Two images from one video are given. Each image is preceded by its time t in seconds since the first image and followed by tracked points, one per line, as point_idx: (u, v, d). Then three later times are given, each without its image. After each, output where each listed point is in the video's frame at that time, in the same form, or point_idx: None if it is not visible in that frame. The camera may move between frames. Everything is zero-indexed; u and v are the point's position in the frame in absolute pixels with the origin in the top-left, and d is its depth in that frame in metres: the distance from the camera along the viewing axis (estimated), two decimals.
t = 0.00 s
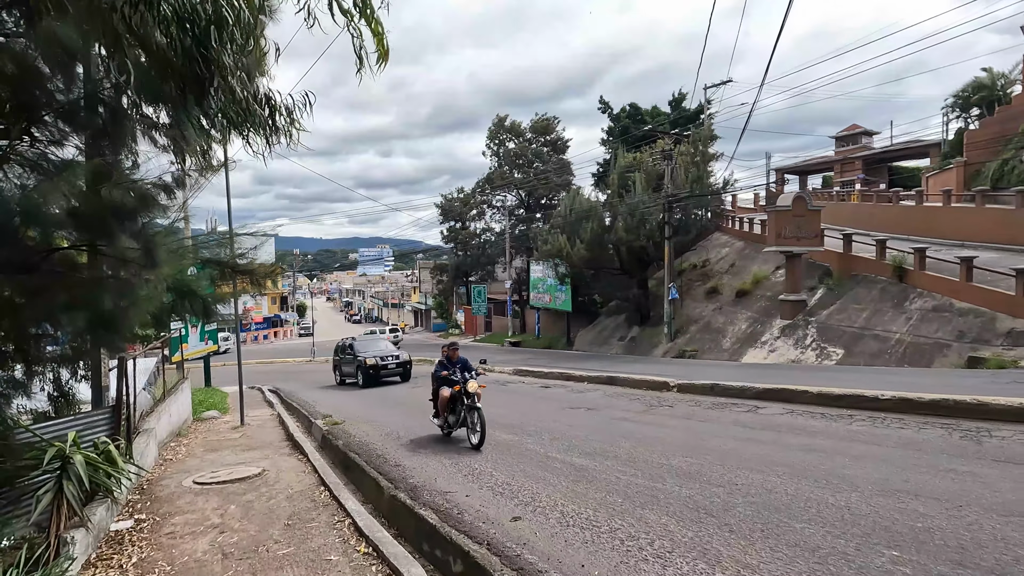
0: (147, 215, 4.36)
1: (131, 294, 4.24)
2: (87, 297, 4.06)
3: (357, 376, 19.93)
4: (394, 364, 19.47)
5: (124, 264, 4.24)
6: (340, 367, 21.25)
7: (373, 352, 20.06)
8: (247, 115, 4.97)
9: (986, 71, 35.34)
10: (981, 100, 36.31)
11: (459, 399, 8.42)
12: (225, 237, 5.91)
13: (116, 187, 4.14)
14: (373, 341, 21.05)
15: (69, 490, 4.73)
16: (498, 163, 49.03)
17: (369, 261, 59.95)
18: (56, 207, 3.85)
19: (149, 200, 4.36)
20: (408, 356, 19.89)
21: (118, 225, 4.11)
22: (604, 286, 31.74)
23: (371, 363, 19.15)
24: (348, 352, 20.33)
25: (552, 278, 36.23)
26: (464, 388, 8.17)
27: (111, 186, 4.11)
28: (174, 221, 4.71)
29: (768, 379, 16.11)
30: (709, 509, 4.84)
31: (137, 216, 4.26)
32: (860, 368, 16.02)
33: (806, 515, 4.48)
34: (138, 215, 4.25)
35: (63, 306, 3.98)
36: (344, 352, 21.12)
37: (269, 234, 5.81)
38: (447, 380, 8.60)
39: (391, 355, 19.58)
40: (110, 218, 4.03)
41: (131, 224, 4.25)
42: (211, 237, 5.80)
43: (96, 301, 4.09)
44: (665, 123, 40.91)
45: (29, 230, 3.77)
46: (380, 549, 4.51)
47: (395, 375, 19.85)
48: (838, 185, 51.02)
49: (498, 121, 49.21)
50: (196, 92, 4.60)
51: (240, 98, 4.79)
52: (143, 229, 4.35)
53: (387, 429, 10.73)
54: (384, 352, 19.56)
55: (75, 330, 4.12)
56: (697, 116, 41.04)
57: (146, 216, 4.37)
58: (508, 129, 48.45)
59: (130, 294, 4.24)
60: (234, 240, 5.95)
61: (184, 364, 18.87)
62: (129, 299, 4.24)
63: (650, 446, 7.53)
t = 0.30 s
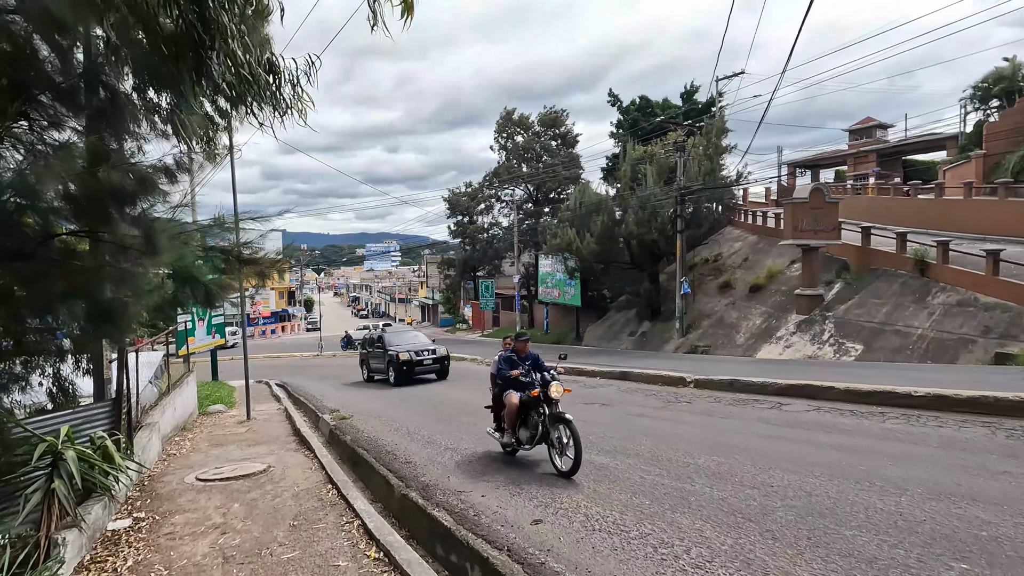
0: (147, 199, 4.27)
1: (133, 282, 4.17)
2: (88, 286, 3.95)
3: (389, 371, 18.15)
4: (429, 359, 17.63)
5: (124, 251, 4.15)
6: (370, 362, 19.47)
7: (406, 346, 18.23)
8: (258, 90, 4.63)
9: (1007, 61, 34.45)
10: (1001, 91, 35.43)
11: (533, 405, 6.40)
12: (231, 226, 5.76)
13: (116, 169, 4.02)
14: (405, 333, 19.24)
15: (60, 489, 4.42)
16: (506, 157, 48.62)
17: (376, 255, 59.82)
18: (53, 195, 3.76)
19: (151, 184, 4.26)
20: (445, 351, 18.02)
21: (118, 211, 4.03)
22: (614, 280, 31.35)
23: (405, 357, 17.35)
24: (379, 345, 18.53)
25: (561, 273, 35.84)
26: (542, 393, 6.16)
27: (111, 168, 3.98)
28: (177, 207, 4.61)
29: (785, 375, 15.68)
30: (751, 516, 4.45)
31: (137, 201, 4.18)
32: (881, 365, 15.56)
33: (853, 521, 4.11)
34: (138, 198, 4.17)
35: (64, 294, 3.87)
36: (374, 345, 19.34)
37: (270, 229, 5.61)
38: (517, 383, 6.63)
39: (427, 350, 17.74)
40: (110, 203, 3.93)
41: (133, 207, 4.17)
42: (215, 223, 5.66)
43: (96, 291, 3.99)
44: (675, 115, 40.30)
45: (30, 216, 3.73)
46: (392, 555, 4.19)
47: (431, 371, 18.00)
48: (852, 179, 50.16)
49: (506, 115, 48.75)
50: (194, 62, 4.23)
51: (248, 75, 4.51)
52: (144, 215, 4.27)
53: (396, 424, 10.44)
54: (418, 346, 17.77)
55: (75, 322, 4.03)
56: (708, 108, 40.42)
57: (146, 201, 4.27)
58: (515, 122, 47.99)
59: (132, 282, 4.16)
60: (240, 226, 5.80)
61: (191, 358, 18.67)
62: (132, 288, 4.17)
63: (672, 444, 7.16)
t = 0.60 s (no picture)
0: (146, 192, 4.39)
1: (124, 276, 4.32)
2: (82, 284, 4.23)
3: (424, 375, 15.44)
4: (474, 362, 14.90)
5: (119, 246, 4.31)
6: (400, 364, 16.79)
7: (445, 345, 15.52)
8: (257, 69, 4.73)
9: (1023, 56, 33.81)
10: (1017, 87, 34.77)
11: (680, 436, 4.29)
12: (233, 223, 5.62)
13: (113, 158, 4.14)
14: (442, 331, 16.53)
15: (46, 501, 4.07)
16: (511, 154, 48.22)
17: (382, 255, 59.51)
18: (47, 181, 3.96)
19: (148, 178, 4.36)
20: (491, 352, 15.29)
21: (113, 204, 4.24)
22: (622, 279, 30.97)
23: (445, 359, 14.64)
24: (413, 344, 15.84)
25: (568, 271, 35.43)
26: (706, 417, 4.08)
27: (108, 158, 4.12)
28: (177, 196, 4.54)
29: (802, 376, 15.27)
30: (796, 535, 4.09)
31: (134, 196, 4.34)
32: (899, 365, 15.14)
33: (906, 541, 3.76)
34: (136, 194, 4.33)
35: (61, 292, 4.21)
36: (405, 344, 16.68)
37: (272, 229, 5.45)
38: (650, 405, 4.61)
39: (471, 350, 15.02)
40: (100, 193, 4.12)
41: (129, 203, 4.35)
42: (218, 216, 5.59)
43: (91, 286, 4.24)
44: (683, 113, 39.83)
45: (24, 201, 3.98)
46: None
47: (475, 376, 15.27)
48: (862, 176, 49.52)
49: (511, 112, 48.34)
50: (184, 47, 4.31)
51: (251, 52, 4.61)
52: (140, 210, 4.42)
53: (402, 426, 10.10)
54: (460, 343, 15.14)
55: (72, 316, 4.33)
56: (717, 105, 39.91)
57: (144, 194, 4.38)
58: (521, 120, 47.57)
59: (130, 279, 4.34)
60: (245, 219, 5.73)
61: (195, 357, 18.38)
62: (123, 278, 4.31)
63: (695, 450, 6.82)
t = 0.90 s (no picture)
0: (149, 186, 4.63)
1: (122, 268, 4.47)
2: (76, 280, 4.32)
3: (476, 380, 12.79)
4: (539, 366, 12.17)
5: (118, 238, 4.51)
6: (444, 365, 14.10)
7: (503, 344, 12.78)
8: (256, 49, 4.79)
9: None
10: None
11: None
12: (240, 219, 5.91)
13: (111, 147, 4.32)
14: (495, 325, 13.77)
15: (36, 514, 3.77)
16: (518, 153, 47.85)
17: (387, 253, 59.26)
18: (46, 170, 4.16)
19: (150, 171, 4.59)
20: (558, 353, 12.55)
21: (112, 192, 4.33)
22: (631, 278, 30.59)
23: (504, 362, 11.93)
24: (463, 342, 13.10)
25: (576, 270, 35.04)
26: None
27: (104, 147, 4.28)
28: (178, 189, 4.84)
29: (821, 377, 14.84)
30: (852, 554, 3.74)
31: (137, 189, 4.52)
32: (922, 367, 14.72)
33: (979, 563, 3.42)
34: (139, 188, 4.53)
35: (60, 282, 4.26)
36: (451, 342, 13.97)
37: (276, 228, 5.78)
38: None
39: (535, 351, 12.27)
40: (103, 185, 4.24)
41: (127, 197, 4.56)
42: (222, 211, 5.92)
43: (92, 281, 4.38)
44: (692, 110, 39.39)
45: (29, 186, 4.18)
46: None
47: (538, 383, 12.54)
48: (874, 174, 48.89)
49: (518, 110, 47.98)
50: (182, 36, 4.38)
51: (250, 24, 4.61)
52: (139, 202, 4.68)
53: (413, 428, 9.81)
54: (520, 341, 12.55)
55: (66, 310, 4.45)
56: (726, 102, 39.43)
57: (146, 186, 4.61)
58: (528, 118, 47.19)
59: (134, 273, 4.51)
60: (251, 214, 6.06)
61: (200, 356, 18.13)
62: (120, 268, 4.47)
63: (724, 457, 6.44)
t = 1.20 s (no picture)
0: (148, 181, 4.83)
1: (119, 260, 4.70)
2: (75, 276, 4.58)
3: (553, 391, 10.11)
4: (642, 373, 9.41)
5: (117, 232, 4.70)
6: (507, 370, 11.37)
7: (588, 344, 10.07)
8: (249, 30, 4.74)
9: None
10: None
11: None
12: (244, 216, 6.43)
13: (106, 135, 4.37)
14: (569, 320, 11.05)
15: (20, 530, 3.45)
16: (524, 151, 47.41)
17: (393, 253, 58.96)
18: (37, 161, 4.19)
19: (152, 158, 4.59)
20: (661, 356, 9.79)
21: (108, 182, 4.46)
22: (640, 276, 30.18)
23: (599, 367, 9.20)
24: (537, 342, 10.41)
25: (583, 269, 34.63)
26: None
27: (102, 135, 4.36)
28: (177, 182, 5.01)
29: (840, 379, 14.45)
30: None
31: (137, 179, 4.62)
32: (944, 368, 14.31)
33: None
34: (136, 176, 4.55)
35: (61, 276, 4.53)
36: (514, 342, 11.29)
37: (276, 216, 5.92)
38: None
39: (635, 354, 9.53)
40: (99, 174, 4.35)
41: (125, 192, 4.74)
42: (224, 208, 6.27)
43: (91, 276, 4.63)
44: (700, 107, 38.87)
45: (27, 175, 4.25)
46: None
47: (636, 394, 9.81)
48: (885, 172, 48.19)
49: (524, 108, 47.54)
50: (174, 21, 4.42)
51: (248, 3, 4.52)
52: (141, 198, 4.90)
53: (422, 430, 9.50)
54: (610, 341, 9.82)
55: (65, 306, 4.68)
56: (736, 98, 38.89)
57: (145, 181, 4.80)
58: (534, 116, 46.74)
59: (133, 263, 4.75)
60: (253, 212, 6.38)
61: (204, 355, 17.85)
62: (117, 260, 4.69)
63: (754, 463, 6.11)
